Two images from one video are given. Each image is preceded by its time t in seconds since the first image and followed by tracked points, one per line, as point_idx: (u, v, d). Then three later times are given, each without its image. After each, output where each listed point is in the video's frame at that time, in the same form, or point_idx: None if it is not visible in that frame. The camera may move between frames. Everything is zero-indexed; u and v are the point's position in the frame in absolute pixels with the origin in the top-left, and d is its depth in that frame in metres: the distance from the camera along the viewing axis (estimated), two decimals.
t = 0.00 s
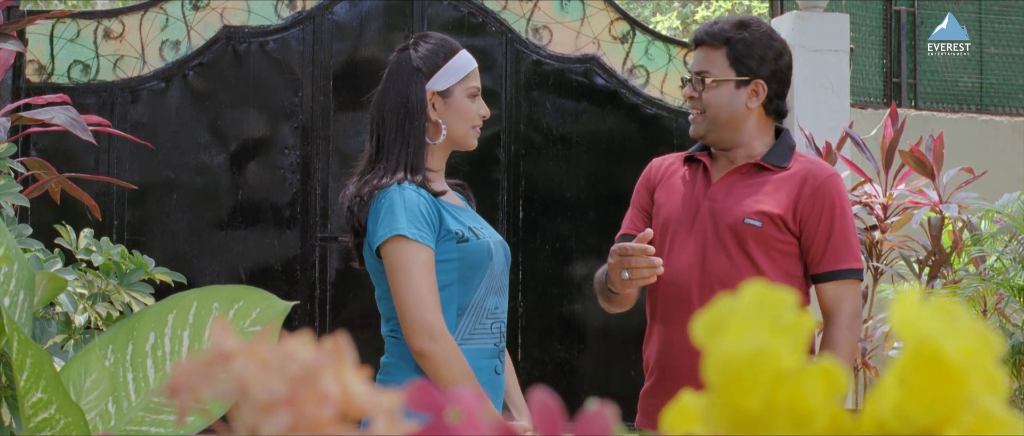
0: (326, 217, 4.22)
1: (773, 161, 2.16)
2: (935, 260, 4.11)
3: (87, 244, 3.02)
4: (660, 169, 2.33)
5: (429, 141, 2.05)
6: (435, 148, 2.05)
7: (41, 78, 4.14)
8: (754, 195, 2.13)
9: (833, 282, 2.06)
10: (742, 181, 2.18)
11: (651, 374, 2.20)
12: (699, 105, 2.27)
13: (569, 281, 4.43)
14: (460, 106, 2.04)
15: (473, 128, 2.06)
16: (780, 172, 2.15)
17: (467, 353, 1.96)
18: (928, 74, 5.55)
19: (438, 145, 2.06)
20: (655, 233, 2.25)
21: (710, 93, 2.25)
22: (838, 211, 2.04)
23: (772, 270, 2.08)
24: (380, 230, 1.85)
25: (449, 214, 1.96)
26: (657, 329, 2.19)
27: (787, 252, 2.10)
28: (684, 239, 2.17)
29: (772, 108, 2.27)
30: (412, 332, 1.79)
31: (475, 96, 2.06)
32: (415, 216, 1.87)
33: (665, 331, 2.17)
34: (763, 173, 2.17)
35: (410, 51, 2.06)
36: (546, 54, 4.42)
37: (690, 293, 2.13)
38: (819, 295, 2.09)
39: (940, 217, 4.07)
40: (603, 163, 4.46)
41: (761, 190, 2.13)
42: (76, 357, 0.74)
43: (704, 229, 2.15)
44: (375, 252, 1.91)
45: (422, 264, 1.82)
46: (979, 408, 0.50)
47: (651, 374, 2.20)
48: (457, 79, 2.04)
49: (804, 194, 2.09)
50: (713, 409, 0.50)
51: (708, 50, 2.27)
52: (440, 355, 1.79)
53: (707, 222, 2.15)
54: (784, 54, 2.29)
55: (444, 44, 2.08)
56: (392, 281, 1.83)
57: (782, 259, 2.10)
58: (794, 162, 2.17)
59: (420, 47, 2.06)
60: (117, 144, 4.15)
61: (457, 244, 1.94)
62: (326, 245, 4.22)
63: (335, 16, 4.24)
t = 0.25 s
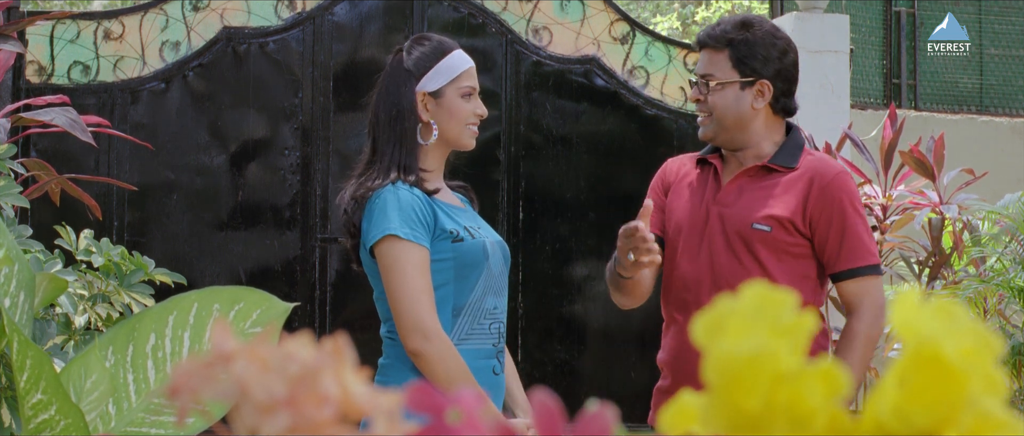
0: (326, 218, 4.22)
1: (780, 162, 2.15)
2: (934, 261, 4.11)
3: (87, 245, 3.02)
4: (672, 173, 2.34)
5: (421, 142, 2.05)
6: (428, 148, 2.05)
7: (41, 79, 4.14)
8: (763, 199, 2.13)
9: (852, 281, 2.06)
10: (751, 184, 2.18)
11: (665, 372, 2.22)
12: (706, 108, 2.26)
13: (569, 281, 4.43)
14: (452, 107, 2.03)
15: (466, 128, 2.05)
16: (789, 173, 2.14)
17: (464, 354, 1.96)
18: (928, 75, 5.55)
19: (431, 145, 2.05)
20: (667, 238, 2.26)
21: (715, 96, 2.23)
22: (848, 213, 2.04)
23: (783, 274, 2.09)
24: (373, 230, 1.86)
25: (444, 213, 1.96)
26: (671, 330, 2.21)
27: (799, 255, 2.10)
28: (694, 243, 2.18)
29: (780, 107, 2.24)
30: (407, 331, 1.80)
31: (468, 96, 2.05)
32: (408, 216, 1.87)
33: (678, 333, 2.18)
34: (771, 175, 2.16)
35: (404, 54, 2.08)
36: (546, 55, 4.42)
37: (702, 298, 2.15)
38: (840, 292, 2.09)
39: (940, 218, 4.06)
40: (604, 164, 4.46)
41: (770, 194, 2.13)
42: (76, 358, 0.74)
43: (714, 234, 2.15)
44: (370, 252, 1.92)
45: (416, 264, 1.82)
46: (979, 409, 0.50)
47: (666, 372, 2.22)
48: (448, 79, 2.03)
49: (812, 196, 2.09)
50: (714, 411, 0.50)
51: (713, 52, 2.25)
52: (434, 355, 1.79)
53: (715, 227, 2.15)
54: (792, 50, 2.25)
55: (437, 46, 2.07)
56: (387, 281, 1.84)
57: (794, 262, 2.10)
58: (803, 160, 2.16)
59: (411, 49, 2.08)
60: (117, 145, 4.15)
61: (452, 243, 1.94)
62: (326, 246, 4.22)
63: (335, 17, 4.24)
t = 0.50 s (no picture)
0: (326, 220, 4.22)
1: (794, 165, 2.15)
2: (934, 263, 4.11)
3: (87, 247, 3.03)
4: (682, 172, 2.32)
5: (416, 142, 2.06)
6: (423, 147, 2.06)
7: (41, 81, 4.14)
8: (778, 203, 2.13)
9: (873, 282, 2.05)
10: (764, 187, 2.17)
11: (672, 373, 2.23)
12: (719, 109, 2.26)
13: (569, 283, 4.43)
14: (442, 104, 2.04)
15: (459, 126, 2.04)
16: (803, 176, 2.14)
17: (458, 356, 1.96)
18: (928, 77, 5.55)
19: (425, 144, 2.06)
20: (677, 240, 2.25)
21: (730, 95, 2.24)
22: (867, 217, 2.05)
23: (797, 279, 2.10)
24: (368, 231, 1.87)
25: (440, 215, 1.96)
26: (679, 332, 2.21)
27: (813, 259, 2.11)
28: (706, 245, 2.17)
29: (791, 110, 2.26)
30: (399, 333, 1.80)
31: (458, 93, 2.06)
32: (402, 217, 1.88)
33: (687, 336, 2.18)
34: (785, 178, 2.16)
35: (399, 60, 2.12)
36: (546, 56, 4.42)
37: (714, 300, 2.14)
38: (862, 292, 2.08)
39: (940, 220, 4.09)
40: (604, 166, 4.46)
41: (785, 197, 2.13)
42: (76, 360, 0.74)
43: (727, 237, 2.15)
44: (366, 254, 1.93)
45: (408, 265, 1.83)
46: (978, 410, 0.50)
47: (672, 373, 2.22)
48: (436, 78, 2.05)
49: (829, 201, 2.09)
50: (715, 413, 0.50)
51: (727, 55, 2.26)
52: (425, 357, 1.79)
53: (729, 230, 2.15)
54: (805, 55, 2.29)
55: (428, 47, 2.10)
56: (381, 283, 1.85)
57: (808, 266, 2.11)
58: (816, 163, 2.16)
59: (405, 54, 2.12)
60: (117, 147, 4.15)
61: (447, 245, 1.94)
62: (326, 248, 4.22)
63: (335, 18, 4.24)
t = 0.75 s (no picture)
0: (326, 222, 4.21)
1: (803, 167, 2.15)
2: (934, 265, 4.11)
3: (87, 250, 3.02)
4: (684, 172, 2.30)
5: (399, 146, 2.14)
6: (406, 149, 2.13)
7: (41, 83, 4.14)
8: (786, 204, 2.12)
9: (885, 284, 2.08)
10: (772, 188, 2.16)
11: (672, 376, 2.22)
12: (730, 107, 2.26)
13: (569, 286, 4.43)
14: (411, 105, 2.08)
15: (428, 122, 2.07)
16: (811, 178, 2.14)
17: (446, 359, 1.95)
18: (928, 80, 5.55)
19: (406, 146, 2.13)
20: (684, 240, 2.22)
21: (742, 93, 2.24)
22: (876, 220, 2.07)
23: (805, 280, 2.10)
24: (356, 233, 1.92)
25: (429, 218, 1.97)
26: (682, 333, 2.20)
27: (821, 261, 2.11)
28: (714, 246, 2.15)
29: (800, 112, 2.27)
30: (382, 334, 1.84)
31: (427, 91, 2.09)
32: (388, 219, 1.90)
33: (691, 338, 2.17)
34: (792, 179, 2.16)
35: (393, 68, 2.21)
36: (546, 59, 4.42)
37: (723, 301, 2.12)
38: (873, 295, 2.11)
39: (940, 222, 4.10)
40: (604, 169, 4.47)
41: (794, 198, 2.12)
42: (77, 363, 0.75)
43: (736, 237, 2.13)
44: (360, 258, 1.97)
45: (393, 267, 1.86)
46: (978, 413, 0.51)
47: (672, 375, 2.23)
48: (407, 80, 2.11)
49: (840, 203, 2.10)
50: (715, 416, 0.51)
51: (738, 54, 2.27)
52: (406, 357, 1.81)
53: (737, 230, 2.13)
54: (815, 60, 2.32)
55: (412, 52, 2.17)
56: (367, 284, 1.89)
57: (816, 267, 2.11)
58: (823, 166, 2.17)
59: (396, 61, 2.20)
60: (117, 150, 4.16)
61: (435, 249, 1.94)
62: (326, 251, 4.21)
63: (335, 21, 4.24)
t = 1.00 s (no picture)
0: (326, 223, 4.21)
1: (794, 167, 2.15)
2: (934, 266, 4.11)
3: (86, 250, 3.02)
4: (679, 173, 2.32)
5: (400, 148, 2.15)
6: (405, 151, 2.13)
7: (41, 84, 4.14)
8: (777, 204, 2.12)
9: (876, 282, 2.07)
10: (764, 188, 2.17)
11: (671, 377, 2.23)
12: (728, 104, 2.25)
13: (569, 287, 4.42)
14: (405, 107, 2.09)
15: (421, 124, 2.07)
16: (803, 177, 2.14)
17: (443, 357, 1.95)
18: (928, 80, 5.56)
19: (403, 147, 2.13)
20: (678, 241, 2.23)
21: (740, 90, 2.23)
22: (867, 218, 2.06)
23: (797, 279, 2.10)
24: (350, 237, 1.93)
25: (421, 219, 1.97)
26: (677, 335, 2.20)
27: (813, 261, 2.11)
28: (706, 246, 2.15)
29: (794, 113, 2.28)
30: (375, 335, 1.84)
31: (421, 94, 2.09)
32: (379, 221, 1.91)
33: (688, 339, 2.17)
34: (784, 179, 2.16)
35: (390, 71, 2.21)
36: (546, 59, 4.42)
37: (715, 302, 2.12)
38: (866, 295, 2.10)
39: (940, 223, 4.10)
40: (604, 170, 4.47)
41: (786, 198, 2.12)
42: (76, 363, 0.75)
43: (728, 237, 2.13)
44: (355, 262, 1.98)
45: (383, 269, 1.87)
46: (978, 414, 0.51)
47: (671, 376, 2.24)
48: (402, 83, 2.12)
49: (831, 201, 2.09)
50: (714, 416, 0.51)
51: (734, 52, 2.28)
52: (400, 358, 1.80)
53: (728, 230, 2.13)
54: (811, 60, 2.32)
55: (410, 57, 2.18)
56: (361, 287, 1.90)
57: (809, 267, 2.11)
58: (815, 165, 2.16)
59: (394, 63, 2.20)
60: (117, 150, 4.16)
61: (427, 249, 1.94)
62: (326, 251, 4.21)
63: (335, 22, 4.24)
